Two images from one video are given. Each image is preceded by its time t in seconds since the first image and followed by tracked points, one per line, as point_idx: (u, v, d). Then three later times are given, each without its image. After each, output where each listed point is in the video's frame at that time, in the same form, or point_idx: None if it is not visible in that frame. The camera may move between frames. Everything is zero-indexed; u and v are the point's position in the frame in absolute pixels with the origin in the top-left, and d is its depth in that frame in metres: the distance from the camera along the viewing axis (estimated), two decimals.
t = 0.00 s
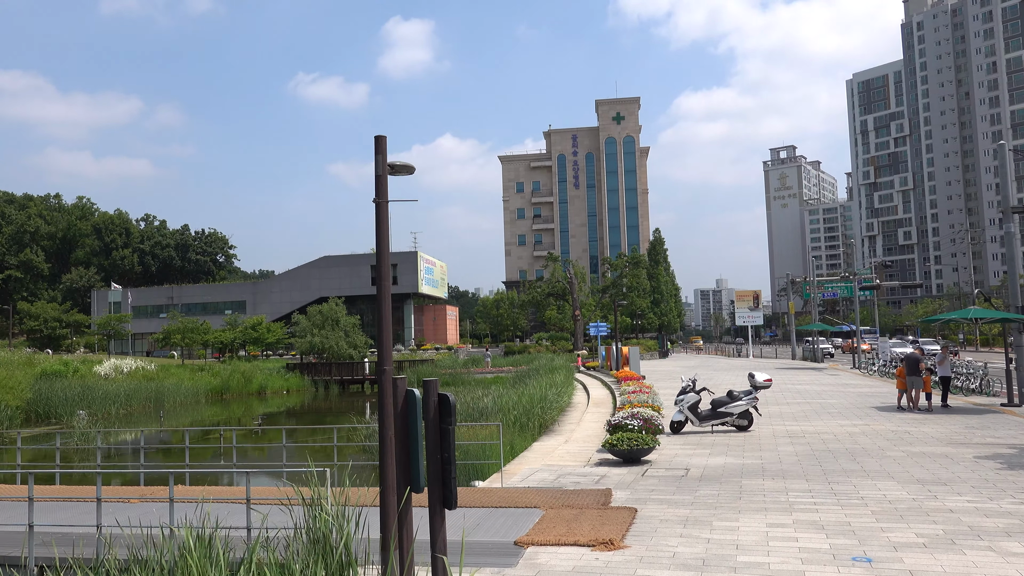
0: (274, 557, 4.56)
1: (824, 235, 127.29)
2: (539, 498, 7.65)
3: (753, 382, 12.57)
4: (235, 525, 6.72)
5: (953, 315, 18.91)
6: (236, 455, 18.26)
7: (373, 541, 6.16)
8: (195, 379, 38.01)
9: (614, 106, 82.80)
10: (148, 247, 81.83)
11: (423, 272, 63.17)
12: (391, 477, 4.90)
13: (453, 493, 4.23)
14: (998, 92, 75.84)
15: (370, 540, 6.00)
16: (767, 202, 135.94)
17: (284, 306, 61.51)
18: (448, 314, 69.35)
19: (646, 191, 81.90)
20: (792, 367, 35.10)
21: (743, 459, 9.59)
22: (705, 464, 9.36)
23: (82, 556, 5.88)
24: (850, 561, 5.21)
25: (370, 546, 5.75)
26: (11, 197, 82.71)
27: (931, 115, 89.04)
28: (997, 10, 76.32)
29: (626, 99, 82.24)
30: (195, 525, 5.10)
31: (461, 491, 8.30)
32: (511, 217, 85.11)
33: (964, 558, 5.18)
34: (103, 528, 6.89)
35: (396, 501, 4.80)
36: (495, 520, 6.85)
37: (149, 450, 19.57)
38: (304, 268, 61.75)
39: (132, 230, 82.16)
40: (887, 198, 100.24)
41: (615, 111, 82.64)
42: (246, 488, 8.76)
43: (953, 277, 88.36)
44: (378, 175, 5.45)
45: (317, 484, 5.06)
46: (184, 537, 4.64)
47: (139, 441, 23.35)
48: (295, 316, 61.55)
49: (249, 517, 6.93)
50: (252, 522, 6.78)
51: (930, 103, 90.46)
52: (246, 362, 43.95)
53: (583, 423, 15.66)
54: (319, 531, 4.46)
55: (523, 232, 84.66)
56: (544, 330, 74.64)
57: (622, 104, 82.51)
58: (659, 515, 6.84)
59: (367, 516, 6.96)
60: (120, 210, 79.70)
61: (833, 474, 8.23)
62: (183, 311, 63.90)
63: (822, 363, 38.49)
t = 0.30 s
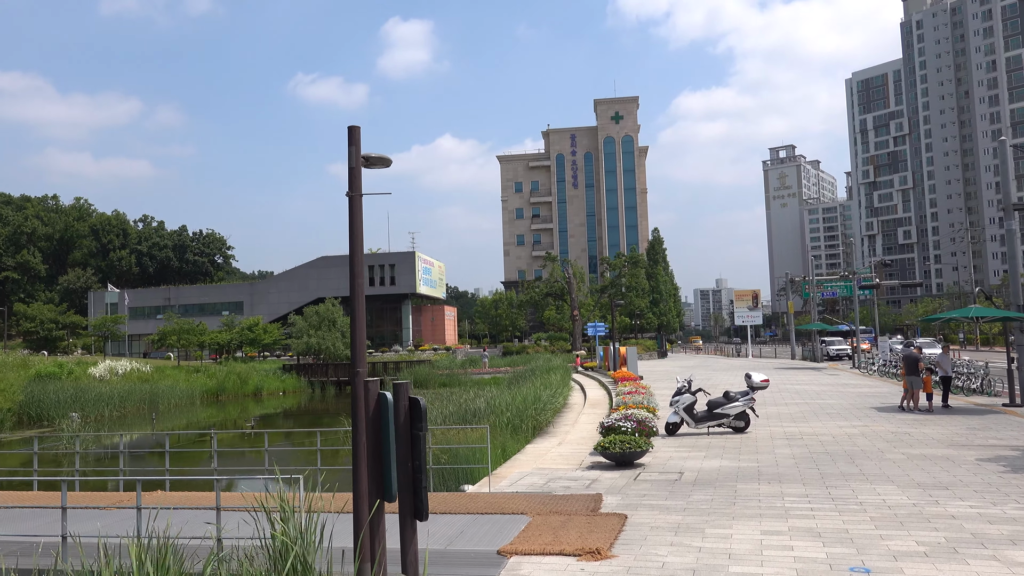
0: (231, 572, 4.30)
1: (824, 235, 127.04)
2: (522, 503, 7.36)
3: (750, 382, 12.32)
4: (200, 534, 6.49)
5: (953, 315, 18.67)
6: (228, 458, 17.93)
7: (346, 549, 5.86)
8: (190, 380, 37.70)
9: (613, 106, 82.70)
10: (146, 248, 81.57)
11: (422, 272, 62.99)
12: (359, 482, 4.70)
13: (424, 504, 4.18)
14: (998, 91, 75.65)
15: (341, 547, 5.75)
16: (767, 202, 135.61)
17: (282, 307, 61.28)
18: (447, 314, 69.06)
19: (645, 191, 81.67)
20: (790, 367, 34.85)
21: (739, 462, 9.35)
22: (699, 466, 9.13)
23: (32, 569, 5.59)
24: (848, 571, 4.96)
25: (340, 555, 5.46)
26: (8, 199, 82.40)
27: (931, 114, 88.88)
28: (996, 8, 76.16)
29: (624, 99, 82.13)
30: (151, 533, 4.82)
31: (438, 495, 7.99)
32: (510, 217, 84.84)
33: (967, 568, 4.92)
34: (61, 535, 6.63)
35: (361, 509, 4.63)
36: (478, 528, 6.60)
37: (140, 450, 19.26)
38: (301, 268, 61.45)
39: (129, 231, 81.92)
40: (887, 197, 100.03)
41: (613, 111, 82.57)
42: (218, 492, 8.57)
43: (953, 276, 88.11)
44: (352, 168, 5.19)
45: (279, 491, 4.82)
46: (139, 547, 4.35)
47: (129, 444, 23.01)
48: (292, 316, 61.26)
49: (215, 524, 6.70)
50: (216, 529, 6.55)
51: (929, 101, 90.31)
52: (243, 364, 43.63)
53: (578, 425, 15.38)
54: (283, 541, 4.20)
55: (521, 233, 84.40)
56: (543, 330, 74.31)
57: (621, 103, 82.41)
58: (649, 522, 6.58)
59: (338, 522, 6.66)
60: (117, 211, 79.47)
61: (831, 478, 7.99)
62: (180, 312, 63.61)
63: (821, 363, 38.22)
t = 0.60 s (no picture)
0: None
1: (824, 236, 126.78)
2: (507, 512, 7.04)
3: (746, 384, 12.08)
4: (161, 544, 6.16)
5: (954, 315, 18.40)
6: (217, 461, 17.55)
7: (305, 566, 5.49)
8: (185, 381, 37.39)
9: (612, 106, 82.53)
10: (143, 247, 81.27)
11: (420, 272, 62.74)
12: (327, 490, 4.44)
13: (390, 517, 3.91)
14: (999, 91, 75.46)
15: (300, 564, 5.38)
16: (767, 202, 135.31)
17: (279, 307, 61.06)
18: (445, 314, 68.76)
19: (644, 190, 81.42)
20: (790, 368, 34.57)
21: (735, 466, 9.10)
22: (693, 471, 8.88)
23: None
24: None
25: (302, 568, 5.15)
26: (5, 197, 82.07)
27: (931, 114, 88.68)
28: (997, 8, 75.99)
29: (623, 98, 82.05)
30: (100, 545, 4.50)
31: (421, 502, 7.67)
32: (509, 216, 84.54)
33: None
34: (15, 543, 6.28)
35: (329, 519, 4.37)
36: (460, 537, 6.34)
37: (130, 450, 18.93)
38: (298, 268, 61.19)
39: (127, 230, 81.63)
40: (887, 198, 99.79)
41: (613, 110, 82.43)
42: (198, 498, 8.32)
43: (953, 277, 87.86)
44: (325, 160, 4.92)
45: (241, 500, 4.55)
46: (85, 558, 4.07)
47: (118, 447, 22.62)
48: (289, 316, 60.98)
49: (180, 533, 6.36)
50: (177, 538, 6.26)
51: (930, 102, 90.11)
52: (238, 364, 43.28)
53: (572, 427, 15.11)
54: (237, 551, 3.93)
55: (520, 233, 84.16)
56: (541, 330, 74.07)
57: (620, 103, 82.25)
58: (639, 530, 6.32)
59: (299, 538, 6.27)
60: (115, 210, 79.22)
61: (828, 484, 7.74)
62: (177, 311, 63.32)
63: (821, 364, 37.94)
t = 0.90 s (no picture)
0: None
1: (823, 236, 126.55)
2: (493, 521, 6.76)
3: (744, 386, 11.81)
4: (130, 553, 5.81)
5: (955, 315, 18.13)
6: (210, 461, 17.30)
7: None
8: (180, 381, 37.14)
9: (611, 105, 82.29)
10: (141, 247, 81.01)
11: (418, 272, 62.47)
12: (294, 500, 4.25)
13: (357, 533, 3.72)
14: (999, 90, 75.33)
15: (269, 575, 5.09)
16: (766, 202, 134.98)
17: (276, 307, 60.84)
18: (443, 314, 68.46)
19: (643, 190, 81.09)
20: (790, 368, 34.22)
21: (731, 471, 8.86)
22: (687, 476, 8.63)
23: None
24: None
25: None
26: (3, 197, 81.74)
27: (931, 114, 88.47)
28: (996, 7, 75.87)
29: (623, 98, 81.85)
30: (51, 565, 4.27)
31: (405, 509, 7.39)
32: (507, 216, 84.26)
33: None
34: None
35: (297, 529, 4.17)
36: (445, 548, 6.06)
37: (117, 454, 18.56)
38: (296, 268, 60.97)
39: (125, 230, 81.36)
40: (887, 198, 99.56)
41: (612, 110, 82.17)
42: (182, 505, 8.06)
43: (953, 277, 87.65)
44: (296, 150, 4.65)
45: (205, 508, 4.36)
46: None
47: (110, 449, 22.30)
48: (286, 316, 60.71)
49: (141, 545, 5.98)
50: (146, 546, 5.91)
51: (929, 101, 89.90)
52: (234, 364, 42.94)
53: (567, 429, 14.83)
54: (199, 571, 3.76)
55: (519, 233, 83.90)
56: (541, 331, 73.82)
57: (619, 102, 82.02)
58: (630, 540, 6.06)
59: (264, 545, 5.95)
60: (113, 210, 78.93)
61: (827, 490, 7.48)
62: (174, 311, 63.03)
63: (820, 365, 37.68)
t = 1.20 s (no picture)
0: None
1: (823, 236, 126.36)
2: (477, 528, 6.48)
3: (740, 387, 11.57)
4: (94, 567, 5.49)
5: (956, 315, 17.88)
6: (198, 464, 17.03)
7: None
8: (175, 381, 36.95)
9: (610, 105, 82.05)
10: (138, 247, 80.79)
11: (415, 271, 62.27)
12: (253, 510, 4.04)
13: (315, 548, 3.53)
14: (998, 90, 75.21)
15: None
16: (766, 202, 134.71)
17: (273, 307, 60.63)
18: (440, 314, 68.21)
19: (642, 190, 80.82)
20: (789, 369, 33.95)
21: (726, 473, 8.61)
22: (681, 478, 8.38)
23: None
24: None
25: None
26: None
27: (930, 114, 88.30)
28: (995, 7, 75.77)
29: (621, 97, 81.67)
30: None
31: (388, 515, 7.12)
32: (506, 216, 84.02)
33: None
34: None
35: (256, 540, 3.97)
36: (427, 556, 5.81)
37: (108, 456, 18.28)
38: (293, 267, 60.84)
39: (121, 230, 81.02)
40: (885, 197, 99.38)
41: (610, 109, 81.93)
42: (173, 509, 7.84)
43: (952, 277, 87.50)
44: (264, 139, 4.41)
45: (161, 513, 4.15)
46: None
47: (101, 450, 21.97)
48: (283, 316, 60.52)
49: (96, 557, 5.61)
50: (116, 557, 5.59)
51: (928, 101, 89.69)
52: (229, 365, 42.62)
53: (562, 430, 14.60)
54: None
55: (517, 232, 83.68)
56: (539, 331, 73.51)
57: (618, 102, 81.79)
58: (619, 547, 5.81)
59: (232, 553, 5.67)
60: (110, 210, 78.66)
61: (825, 494, 7.24)
62: (171, 311, 62.79)
63: (819, 365, 37.44)
